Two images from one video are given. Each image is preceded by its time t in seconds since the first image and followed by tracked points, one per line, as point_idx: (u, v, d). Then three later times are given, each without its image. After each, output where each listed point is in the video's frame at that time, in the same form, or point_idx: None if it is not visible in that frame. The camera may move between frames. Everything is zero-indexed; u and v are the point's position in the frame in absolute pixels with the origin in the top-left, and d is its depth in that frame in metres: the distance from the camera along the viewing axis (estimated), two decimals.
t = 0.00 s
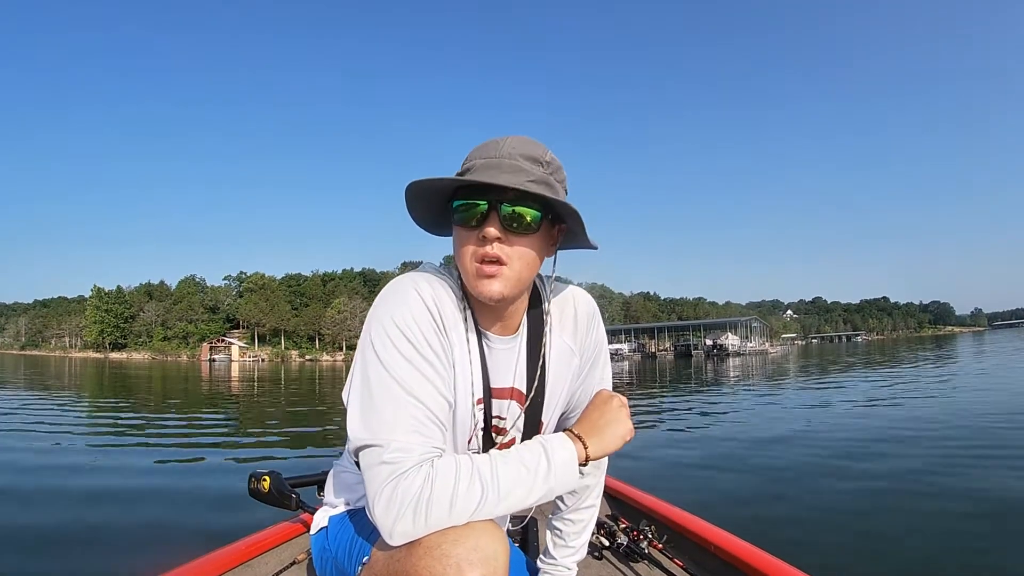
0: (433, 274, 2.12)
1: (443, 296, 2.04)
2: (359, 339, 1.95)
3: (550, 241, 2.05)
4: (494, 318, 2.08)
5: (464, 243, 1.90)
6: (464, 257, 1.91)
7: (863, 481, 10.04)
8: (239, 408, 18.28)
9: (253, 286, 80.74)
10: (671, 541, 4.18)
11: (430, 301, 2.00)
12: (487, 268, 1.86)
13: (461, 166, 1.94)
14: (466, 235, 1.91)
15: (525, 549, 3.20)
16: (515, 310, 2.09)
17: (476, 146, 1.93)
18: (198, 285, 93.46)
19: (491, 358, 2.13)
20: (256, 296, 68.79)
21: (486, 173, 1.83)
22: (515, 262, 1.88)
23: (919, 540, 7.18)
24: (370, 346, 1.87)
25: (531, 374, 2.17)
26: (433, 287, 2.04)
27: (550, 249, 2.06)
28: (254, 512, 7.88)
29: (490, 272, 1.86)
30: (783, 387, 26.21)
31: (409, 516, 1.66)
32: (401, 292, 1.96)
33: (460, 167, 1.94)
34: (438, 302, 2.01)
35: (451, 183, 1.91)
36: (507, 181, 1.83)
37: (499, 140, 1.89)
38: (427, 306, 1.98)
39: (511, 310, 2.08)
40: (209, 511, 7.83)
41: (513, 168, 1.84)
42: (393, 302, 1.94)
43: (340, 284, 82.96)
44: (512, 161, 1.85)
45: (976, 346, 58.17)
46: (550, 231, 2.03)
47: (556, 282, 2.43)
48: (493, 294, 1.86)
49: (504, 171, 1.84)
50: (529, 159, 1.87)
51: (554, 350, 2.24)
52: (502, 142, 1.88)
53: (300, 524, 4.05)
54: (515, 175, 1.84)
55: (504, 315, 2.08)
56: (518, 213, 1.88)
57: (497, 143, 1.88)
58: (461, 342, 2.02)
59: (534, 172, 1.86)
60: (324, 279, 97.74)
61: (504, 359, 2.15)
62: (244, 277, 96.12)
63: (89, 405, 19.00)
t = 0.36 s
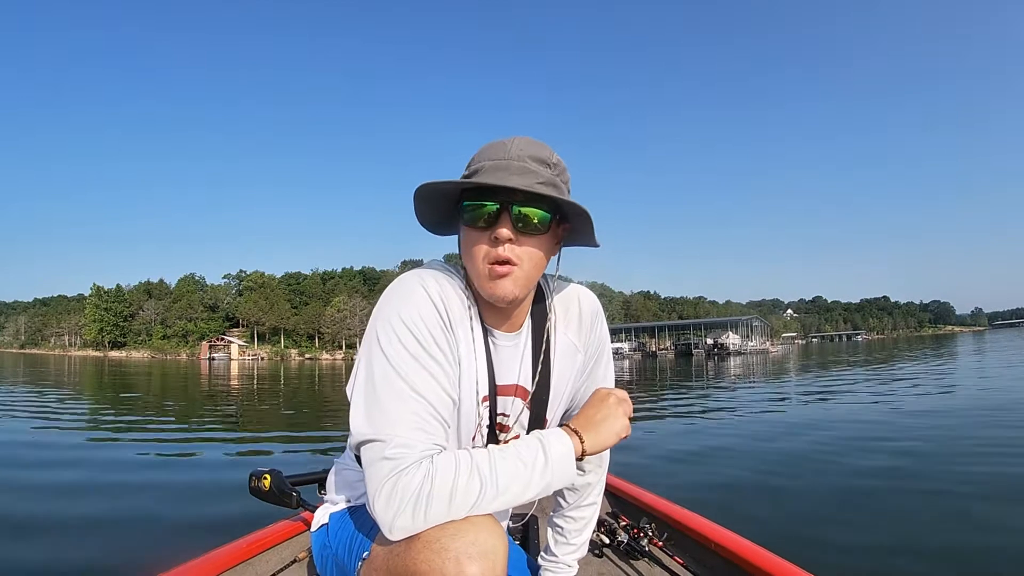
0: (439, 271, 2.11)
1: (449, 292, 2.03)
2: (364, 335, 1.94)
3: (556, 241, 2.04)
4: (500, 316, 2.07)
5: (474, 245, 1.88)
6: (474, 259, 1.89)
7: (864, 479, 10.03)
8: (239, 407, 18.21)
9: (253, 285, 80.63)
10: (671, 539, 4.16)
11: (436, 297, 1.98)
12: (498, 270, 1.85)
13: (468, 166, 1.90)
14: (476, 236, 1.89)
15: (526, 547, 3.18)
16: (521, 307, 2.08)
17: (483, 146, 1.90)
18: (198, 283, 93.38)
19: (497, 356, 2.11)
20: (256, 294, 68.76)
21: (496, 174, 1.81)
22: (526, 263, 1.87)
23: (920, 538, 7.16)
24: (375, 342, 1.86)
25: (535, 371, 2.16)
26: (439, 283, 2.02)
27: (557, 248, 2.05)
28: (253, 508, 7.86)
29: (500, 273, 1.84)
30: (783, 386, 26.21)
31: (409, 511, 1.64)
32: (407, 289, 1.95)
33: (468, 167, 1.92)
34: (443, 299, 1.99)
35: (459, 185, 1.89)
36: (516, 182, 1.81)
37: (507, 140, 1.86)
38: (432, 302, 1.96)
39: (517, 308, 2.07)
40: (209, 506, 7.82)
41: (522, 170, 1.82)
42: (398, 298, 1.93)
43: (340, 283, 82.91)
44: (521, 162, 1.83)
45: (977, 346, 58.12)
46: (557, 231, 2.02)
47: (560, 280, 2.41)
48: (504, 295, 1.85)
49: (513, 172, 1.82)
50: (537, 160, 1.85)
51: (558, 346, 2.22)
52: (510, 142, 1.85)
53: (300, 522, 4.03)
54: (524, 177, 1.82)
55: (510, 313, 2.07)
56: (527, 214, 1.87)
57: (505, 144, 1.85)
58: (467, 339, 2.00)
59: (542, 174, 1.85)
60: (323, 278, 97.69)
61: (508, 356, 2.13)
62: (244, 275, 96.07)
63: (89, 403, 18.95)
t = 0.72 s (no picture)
0: (445, 268, 2.09)
1: (455, 287, 2.01)
2: (369, 326, 1.92)
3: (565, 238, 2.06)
4: (505, 311, 2.04)
5: (499, 240, 1.85)
6: (498, 255, 1.85)
7: (865, 479, 9.99)
8: (239, 408, 18.16)
9: (252, 286, 80.56)
10: (670, 537, 4.13)
11: (442, 291, 1.96)
12: (525, 266, 1.84)
13: (488, 162, 1.84)
14: (500, 233, 1.85)
15: (525, 545, 3.17)
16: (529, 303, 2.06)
17: (503, 143, 1.85)
18: (198, 285, 93.38)
19: (500, 352, 2.09)
20: (255, 295, 68.80)
21: (529, 175, 1.80)
22: (550, 258, 1.89)
23: (923, 539, 7.12)
24: (381, 333, 1.84)
25: (537, 367, 2.15)
26: (445, 278, 2.01)
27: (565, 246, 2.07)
28: (251, 507, 7.82)
29: (528, 270, 1.84)
30: (783, 388, 26.19)
31: (411, 502, 1.62)
32: (414, 283, 1.93)
33: (487, 163, 1.86)
34: (450, 294, 1.98)
35: (484, 182, 1.83)
36: (546, 181, 1.82)
37: (529, 141, 1.85)
38: (438, 295, 1.94)
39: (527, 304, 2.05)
40: (207, 505, 7.79)
41: (549, 170, 1.83)
42: (404, 292, 1.91)
43: (339, 284, 82.89)
44: (547, 163, 1.84)
45: (977, 347, 58.16)
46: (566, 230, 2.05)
47: (562, 278, 2.40)
48: (531, 289, 1.86)
49: (542, 173, 1.82)
50: (559, 161, 1.87)
51: (560, 344, 2.21)
52: (533, 145, 1.85)
53: (300, 520, 4.00)
54: (551, 176, 1.83)
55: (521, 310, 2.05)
56: (550, 212, 1.89)
57: (528, 145, 1.85)
58: (472, 334, 1.98)
59: (565, 175, 1.87)
60: (323, 279, 97.68)
61: (513, 352, 2.11)
62: (243, 276, 96.05)
63: (87, 404, 18.89)
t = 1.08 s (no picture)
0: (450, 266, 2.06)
1: (460, 286, 1.99)
2: (375, 325, 1.90)
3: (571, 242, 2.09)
4: (512, 307, 2.02)
5: (527, 245, 1.84)
6: (522, 257, 1.85)
7: (866, 480, 9.96)
8: (237, 410, 18.10)
9: (252, 288, 80.49)
10: (670, 536, 4.10)
11: (448, 290, 1.94)
12: (551, 270, 1.86)
13: (516, 165, 1.80)
14: (527, 238, 1.84)
15: (525, 544, 3.13)
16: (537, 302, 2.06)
17: (529, 146, 1.83)
18: (198, 287, 93.36)
19: (506, 349, 2.04)
20: (255, 297, 68.88)
21: (558, 182, 1.81)
22: (569, 263, 1.92)
23: (925, 540, 7.09)
24: (388, 331, 1.82)
25: (542, 366, 2.11)
26: (451, 278, 1.98)
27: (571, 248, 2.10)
28: (251, 509, 7.79)
29: (552, 273, 1.86)
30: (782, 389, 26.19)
31: (417, 500, 1.61)
32: (420, 281, 1.90)
33: (507, 164, 1.82)
34: (455, 293, 1.95)
35: (510, 185, 1.79)
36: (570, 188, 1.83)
37: (554, 149, 1.85)
38: (444, 294, 1.92)
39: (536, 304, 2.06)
40: (206, 505, 7.77)
41: (571, 176, 1.85)
42: (411, 290, 1.89)
43: (339, 287, 82.84)
44: (570, 172, 1.86)
45: (977, 349, 58.27)
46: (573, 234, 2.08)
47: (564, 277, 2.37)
48: (553, 292, 1.89)
49: (569, 181, 1.84)
50: (575, 166, 1.89)
51: (564, 343, 2.19)
52: (558, 152, 1.86)
53: (299, 519, 3.97)
54: (573, 182, 1.85)
55: (531, 308, 2.05)
56: (571, 218, 1.90)
57: (554, 151, 1.85)
58: (478, 332, 1.95)
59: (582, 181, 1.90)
60: (323, 281, 97.74)
61: (518, 350, 2.07)
62: (243, 278, 96.07)
63: (86, 407, 18.83)
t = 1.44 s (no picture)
0: (453, 268, 2.03)
1: (463, 288, 1.96)
2: (377, 326, 1.88)
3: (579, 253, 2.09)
4: (516, 312, 2.00)
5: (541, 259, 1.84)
6: (533, 270, 1.85)
7: (867, 481, 9.93)
8: (237, 413, 18.06)
9: (252, 291, 80.52)
10: (670, 538, 4.08)
11: (451, 293, 1.91)
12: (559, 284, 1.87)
13: (540, 176, 1.78)
14: (543, 251, 1.83)
15: (525, 546, 3.11)
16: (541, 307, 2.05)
17: (555, 158, 1.80)
18: (198, 290, 93.43)
19: (510, 352, 2.03)
20: (255, 300, 68.85)
21: (578, 203, 1.81)
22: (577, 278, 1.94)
23: (927, 541, 7.06)
24: (389, 333, 1.80)
25: (544, 368, 2.09)
26: (453, 280, 1.95)
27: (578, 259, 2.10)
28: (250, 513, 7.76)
29: (557, 291, 1.88)
30: (783, 391, 26.15)
31: (416, 500, 1.59)
32: (422, 283, 1.88)
33: (531, 172, 1.79)
34: (457, 296, 1.92)
35: (532, 198, 1.78)
36: (588, 209, 1.83)
37: (578, 162, 1.84)
38: (447, 297, 1.89)
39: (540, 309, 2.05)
40: (205, 510, 7.74)
41: (591, 196, 1.85)
42: (412, 291, 1.86)
43: (340, 289, 82.84)
44: (591, 189, 1.85)
45: (979, 349, 58.09)
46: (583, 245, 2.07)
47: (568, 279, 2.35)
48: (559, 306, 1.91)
49: (588, 199, 1.84)
50: (595, 182, 1.89)
51: (565, 346, 2.16)
52: (581, 166, 1.84)
53: (299, 520, 3.95)
54: (592, 202, 1.86)
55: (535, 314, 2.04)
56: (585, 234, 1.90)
57: (577, 166, 1.83)
58: (481, 336, 1.93)
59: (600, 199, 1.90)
60: (323, 283, 97.66)
61: (519, 353, 2.05)
62: (243, 280, 95.96)
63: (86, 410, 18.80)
